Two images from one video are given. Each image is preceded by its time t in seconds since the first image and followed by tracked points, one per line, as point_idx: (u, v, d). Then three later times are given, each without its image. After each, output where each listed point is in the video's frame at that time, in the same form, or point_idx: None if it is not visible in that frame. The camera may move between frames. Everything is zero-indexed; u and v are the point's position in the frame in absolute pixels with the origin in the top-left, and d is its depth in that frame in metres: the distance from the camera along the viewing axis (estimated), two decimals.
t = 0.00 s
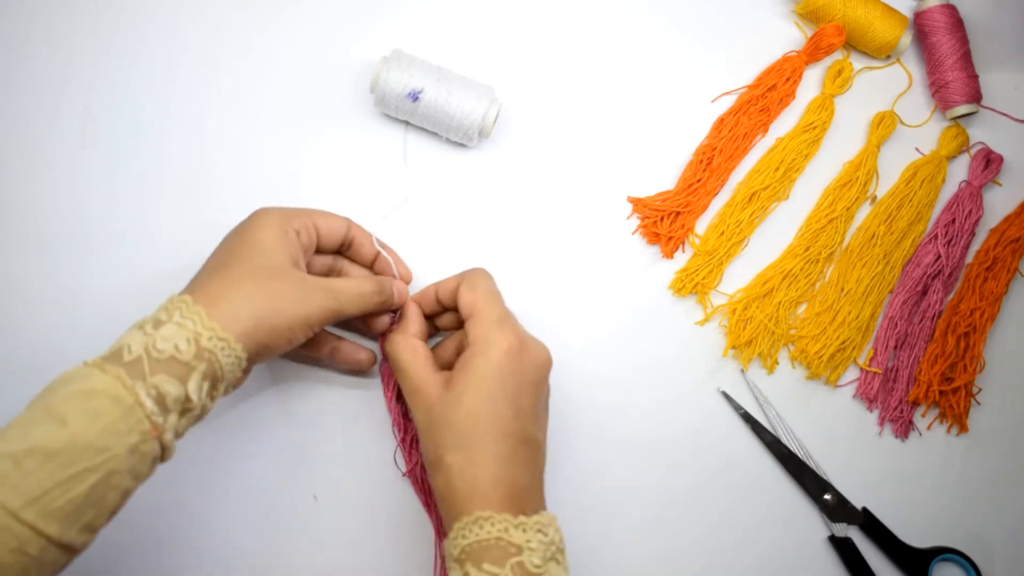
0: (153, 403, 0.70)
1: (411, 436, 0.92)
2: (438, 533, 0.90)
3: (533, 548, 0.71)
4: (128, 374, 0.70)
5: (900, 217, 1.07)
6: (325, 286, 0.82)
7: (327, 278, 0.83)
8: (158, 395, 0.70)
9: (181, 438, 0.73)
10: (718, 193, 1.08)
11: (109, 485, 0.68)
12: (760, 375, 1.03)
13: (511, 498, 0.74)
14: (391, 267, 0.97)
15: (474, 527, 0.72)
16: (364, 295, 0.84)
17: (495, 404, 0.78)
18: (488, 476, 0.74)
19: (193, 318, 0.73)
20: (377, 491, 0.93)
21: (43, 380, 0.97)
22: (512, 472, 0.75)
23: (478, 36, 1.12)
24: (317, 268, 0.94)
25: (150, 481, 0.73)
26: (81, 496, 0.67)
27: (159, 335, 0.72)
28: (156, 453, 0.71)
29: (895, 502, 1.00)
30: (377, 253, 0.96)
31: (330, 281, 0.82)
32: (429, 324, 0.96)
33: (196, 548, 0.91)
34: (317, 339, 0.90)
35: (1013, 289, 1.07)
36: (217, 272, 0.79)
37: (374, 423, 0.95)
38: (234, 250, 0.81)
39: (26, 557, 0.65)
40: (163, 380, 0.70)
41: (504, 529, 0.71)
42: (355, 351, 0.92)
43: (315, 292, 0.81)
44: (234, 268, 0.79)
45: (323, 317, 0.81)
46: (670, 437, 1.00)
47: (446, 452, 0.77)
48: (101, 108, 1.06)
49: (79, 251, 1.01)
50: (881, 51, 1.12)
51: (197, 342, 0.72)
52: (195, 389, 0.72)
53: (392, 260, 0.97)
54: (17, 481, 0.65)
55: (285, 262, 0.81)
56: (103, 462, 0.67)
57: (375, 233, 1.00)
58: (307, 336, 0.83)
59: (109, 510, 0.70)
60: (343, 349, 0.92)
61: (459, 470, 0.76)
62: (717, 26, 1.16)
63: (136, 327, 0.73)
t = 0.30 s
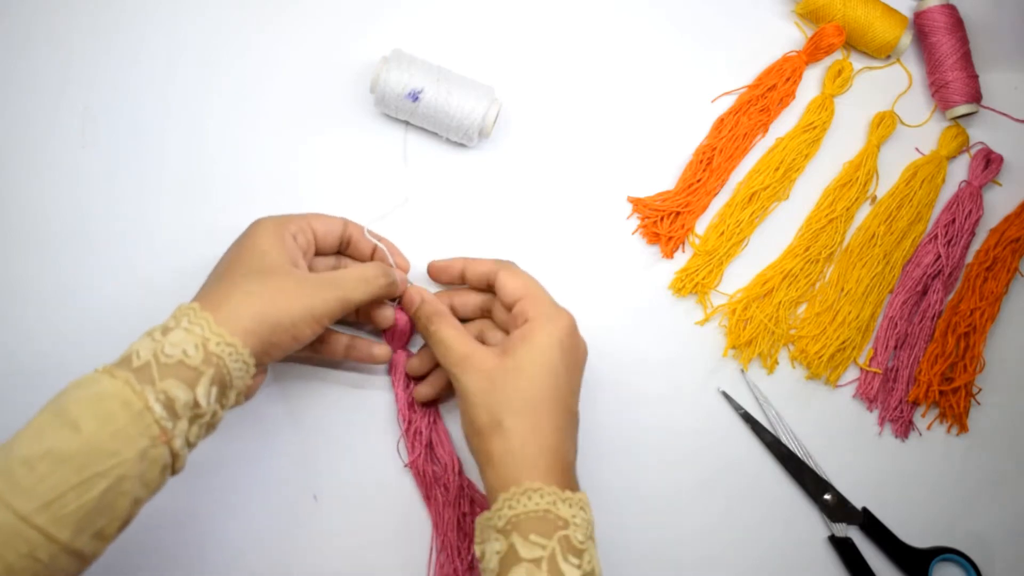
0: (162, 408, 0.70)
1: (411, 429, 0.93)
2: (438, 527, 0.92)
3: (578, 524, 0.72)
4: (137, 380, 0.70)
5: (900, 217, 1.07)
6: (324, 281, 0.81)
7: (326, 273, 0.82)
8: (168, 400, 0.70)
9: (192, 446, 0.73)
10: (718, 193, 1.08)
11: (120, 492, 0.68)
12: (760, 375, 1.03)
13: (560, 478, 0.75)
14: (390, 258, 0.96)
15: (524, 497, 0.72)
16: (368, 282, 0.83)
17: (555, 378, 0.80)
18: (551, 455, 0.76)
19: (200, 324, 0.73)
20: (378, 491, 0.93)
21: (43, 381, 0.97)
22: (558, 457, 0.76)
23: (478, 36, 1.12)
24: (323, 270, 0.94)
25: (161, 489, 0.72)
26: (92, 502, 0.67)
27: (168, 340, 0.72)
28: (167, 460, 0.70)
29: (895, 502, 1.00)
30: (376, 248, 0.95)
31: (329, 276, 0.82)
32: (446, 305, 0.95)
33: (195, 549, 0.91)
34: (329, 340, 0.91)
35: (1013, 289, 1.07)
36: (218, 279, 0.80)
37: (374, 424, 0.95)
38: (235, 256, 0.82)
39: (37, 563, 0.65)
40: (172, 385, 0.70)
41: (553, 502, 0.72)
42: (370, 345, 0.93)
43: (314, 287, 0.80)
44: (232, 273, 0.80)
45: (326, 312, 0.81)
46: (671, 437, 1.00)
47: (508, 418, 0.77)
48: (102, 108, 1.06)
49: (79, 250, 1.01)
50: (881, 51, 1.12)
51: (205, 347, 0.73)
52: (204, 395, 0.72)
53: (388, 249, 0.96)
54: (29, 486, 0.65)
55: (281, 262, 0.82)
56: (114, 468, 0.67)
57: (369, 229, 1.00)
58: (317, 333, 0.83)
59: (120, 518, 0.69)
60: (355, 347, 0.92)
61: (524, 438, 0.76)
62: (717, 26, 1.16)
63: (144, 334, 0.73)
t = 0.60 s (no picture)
0: (161, 440, 0.70)
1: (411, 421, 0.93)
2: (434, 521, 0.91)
3: (581, 535, 0.72)
4: (135, 413, 0.70)
5: (900, 217, 1.07)
6: (307, 296, 0.81)
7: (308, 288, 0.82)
8: (166, 431, 0.70)
9: (195, 476, 0.73)
10: (718, 193, 1.08)
11: (121, 526, 0.68)
12: (760, 375, 1.03)
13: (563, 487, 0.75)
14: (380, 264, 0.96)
15: (529, 507, 0.72)
16: (353, 294, 0.83)
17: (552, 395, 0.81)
18: (556, 464, 0.76)
19: (195, 352, 0.73)
20: (378, 491, 0.93)
21: (44, 381, 0.97)
22: (564, 466, 0.77)
23: (478, 36, 1.12)
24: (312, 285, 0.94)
25: (166, 520, 0.73)
26: (94, 537, 0.67)
27: (163, 371, 0.72)
28: (168, 492, 0.71)
29: (895, 501, 1.00)
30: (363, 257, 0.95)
31: (311, 291, 0.82)
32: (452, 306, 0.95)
33: (196, 548, 0.91)
34: (331, 351, 0.91)
35: (1013, 289, 1.07)
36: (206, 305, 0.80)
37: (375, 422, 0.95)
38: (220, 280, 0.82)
39: None
40: (169, 417, 0.70)
41: (557, 515, 0.72)
42: (372, 350, 0.93)
43: (297, 303, 0.80)
44: (217, 297, 0.80)
45: (316, 325, 0.81)
46: (670, 437, 1.00)
47: (518, 425, 0.77)
48: (102, 108, 1.06)
49: (79, 250, 1.01)
50: (881, 51, 1.12)
51: (202, 376, 0.72)
52: (202, 425, 0.72)
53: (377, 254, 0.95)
54: (29, 524, 0.66)
55: (264, 280, 0.82)
56: (113, 503, 0.67)
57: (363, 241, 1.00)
58: (314, 343, 0.83)
59: (124, 551, 0.70)
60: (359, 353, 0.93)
61: (534, 446, 0.76)
62: (717, 26, 1.16)
63: (141, 366, 0.74)
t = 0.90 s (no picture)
0: (179, 442, 0.70)
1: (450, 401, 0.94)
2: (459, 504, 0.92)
3: (636, 523, 0.64)
4: (151, 417, 0.70)
5: (900, 217, 1.07)
6: (301, 296, 0.82)
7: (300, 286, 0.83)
8: (182, 433, 0.70)
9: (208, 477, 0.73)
10: (718, 193, 1.08)
11: (150, 530, 0.68)
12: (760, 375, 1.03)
13: (620, 465, 0.69)
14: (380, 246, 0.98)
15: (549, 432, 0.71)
16: (337, 283, 0.85)
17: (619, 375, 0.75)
18: (619, 433, 0.71)
19: (201, 356, 0.74)
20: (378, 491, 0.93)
21: (44, 381, 0.97)
22: (617, 443, 0.70)
23: (477, 36, 1.12)
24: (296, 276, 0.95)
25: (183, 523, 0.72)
26: (127, 541, 0.66)
27: (173, 376, 0.72)
28: (189, 493, 0.71)
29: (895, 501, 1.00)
30: (361, 242, 0.97)
31: (303, 288, 0.82)
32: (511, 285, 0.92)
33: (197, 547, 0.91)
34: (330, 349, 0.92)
35: (1014, 288, 1.07)
36: (200, 310, 0.80)
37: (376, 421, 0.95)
38: (211, 283, 0.82)
39: None
40: (186, 419, 0.70)
41: (575, 429, 0.70)
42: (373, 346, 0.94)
43: (292, 303, 0.81)
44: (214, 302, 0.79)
45: (309, 325, 0.82)
46: (670, 436, 1.00)
47: (576, 403, 0.72)
48: (101, 108, 1.06)
49: (79, 251, 1.01)
50: (881, 51, 1.11)
51: (211, 379, 0.73)
52: (218, 425, 0.72)
53: (378, 237, 0.98)
54: (64, 533, 0.64)
55: (260, 282, 0.82)
56: (143, 506, 0.67)
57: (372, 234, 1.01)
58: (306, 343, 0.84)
59: (152, 556, 0.69)
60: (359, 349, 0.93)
61: (590, 428, 0.71)
62: (717, 25, 1.16)
63: (146, 373, 0.73)
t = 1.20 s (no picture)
0: (178, 464, 0.70)
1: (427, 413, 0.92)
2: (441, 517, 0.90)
3: (579, 457, 0.69)
4: (150, 439, 0.70)
5: (900, 217, 1.07)
6: (311, 318, 0.82)
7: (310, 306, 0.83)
8: (182, 456, 0.70)
9: (206, 500, 0.74)
10: (718, 193, 1.08)
11: (142, 553, 0.68)
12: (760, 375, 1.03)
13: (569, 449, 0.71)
14: (381, 267, 0.95)
15: (519, 442, 0.69)
16: (347, 312, 0.85)
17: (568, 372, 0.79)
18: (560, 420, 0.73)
19: (204, 378, 0.74)
20: (378, 491, 0.93)
21: (44, 381, 0.97)
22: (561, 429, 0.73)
23: (477, 36, 1.12)
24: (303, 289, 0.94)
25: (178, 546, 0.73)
26: (117, 564, 0.67)
27: (175, 398, 0.72)
28: (185, 516, 0.71)
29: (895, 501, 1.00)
30: (365, 260, 0.95)
31: (313, 309, 0.83)
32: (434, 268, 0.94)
33: (197, 547, 0.92)
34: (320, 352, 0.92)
35: (1014, 288, 1.07)
36: (207, 323, 0.80)
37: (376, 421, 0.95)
38: (219, 296, 0.82)
39: None
40: (186, 441, 0.71)
41: (548, 437, 0.69)
42: (363, 350, 0.93)
43: (302, 326, 0.81)
44: (221, 317, 0.80)
45: (315, 348, 0.83)
46: (670, 436, 1.00)
47: (517, 390, 0.74)
48: (102, 108, 1.06)
49: (79, 251, 1.01)
50: (881, 51, 1.11)
51: (213, 401, 0.73)
52: (217, 448, 0.72)
53: (380, 259, 0.95)
54: (54, 553, 0.64)
55: (268, 299, 0.82)
56: (135, 529, 0.67)
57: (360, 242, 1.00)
58: (309, 365, 0.85)
59: None
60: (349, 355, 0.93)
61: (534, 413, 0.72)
62: (717, 26, 1.16)
63: (147, 394, 0.73)
